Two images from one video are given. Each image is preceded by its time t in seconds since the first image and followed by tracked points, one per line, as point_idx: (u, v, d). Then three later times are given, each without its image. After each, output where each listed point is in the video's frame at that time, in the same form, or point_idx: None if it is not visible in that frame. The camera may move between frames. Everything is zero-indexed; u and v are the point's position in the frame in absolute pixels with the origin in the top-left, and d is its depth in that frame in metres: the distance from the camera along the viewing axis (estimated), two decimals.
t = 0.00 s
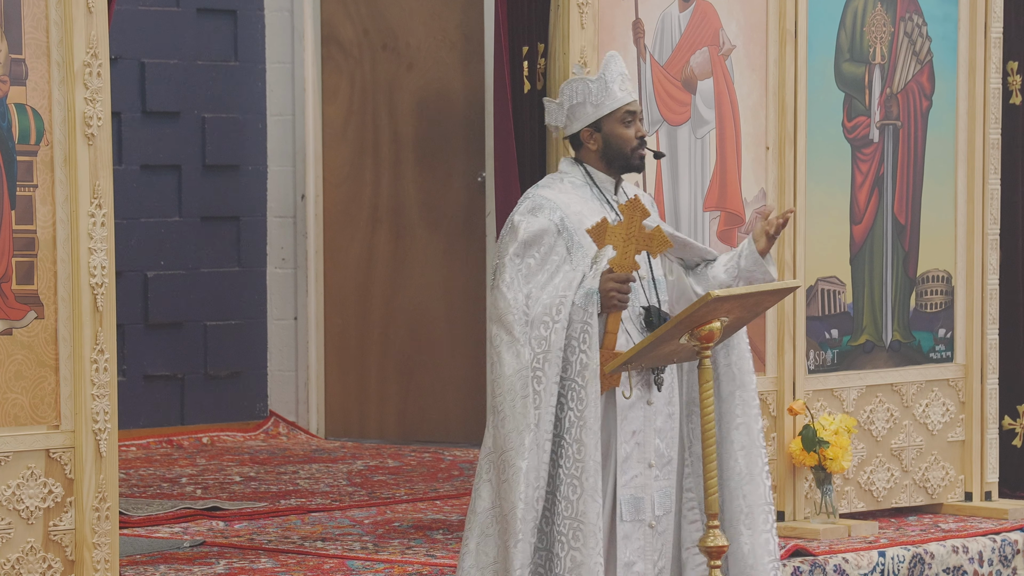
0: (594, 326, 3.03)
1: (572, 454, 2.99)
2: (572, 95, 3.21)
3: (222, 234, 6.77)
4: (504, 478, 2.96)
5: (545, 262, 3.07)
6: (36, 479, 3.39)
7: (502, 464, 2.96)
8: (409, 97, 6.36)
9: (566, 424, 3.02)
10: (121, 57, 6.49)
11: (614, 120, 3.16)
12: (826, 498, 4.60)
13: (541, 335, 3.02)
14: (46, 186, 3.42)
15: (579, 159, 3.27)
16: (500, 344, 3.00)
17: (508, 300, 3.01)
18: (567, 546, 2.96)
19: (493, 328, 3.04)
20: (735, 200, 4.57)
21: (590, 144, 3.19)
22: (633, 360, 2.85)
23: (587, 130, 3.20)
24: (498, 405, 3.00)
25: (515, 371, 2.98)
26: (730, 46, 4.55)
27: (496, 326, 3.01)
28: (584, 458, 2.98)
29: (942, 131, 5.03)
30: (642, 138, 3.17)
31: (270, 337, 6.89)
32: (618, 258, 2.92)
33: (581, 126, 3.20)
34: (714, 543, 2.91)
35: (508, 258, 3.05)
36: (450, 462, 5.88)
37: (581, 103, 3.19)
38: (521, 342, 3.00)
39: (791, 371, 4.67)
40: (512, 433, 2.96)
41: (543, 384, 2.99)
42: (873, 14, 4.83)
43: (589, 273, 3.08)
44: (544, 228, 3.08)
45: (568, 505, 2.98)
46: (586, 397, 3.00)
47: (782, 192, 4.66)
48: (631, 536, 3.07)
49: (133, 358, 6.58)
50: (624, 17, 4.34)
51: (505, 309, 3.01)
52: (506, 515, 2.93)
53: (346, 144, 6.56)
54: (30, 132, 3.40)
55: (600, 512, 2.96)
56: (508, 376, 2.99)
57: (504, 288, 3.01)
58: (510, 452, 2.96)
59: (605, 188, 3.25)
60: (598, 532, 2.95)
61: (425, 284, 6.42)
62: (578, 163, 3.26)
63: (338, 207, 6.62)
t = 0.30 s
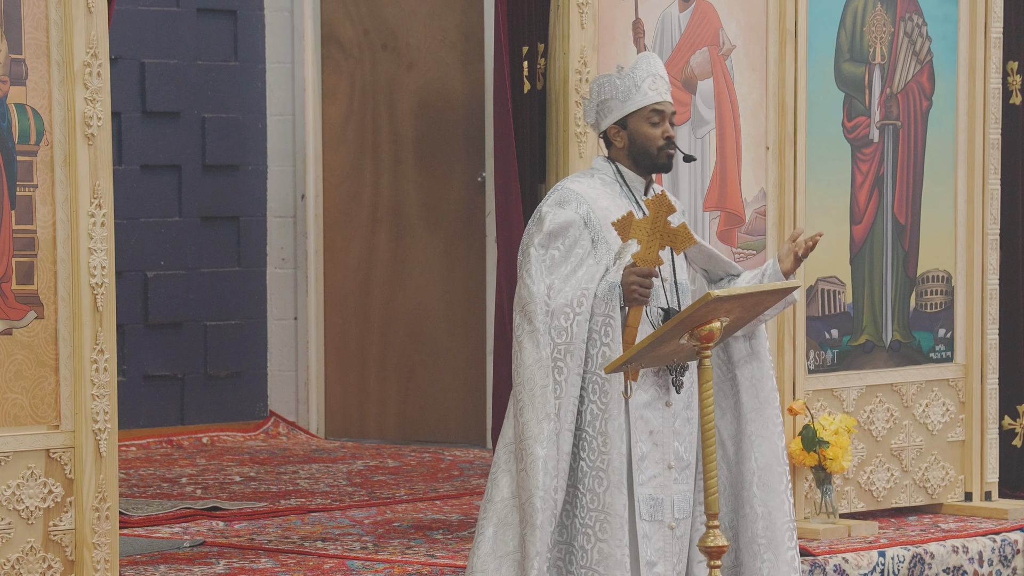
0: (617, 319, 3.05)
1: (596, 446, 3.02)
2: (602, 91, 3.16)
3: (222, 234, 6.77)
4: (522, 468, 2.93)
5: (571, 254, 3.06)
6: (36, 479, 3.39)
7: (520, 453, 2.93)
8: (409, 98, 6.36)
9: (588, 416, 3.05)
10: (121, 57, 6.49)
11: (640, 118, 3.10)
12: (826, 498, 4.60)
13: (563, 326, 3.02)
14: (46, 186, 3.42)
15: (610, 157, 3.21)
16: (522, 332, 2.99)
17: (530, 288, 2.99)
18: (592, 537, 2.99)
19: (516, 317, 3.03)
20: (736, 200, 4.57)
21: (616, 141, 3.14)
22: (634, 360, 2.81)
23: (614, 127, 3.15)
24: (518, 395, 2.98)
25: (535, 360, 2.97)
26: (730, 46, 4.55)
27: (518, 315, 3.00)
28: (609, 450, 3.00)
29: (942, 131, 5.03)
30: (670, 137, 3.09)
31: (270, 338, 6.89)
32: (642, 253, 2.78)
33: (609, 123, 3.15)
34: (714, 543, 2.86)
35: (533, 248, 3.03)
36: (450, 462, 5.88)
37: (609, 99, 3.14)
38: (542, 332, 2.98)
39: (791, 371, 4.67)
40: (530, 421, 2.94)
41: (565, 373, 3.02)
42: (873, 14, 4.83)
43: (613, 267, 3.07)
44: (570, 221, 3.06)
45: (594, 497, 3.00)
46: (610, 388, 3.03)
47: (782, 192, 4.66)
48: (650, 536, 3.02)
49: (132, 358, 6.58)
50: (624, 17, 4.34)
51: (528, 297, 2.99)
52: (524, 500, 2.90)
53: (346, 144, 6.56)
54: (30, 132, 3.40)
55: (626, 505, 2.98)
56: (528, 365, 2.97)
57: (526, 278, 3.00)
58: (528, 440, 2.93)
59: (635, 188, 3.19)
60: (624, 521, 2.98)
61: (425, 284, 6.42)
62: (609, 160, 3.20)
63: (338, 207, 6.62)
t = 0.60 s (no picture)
0: (618, 319, 2.97)
1: (606, 444, 2.96)
2: (624, 89, 3.12)
3: (222, 234, 6.77)
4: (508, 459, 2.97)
5: (575, 249, 3.05)
6: (36, 478, 3.39)
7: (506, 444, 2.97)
8: (409, 98, 6.36)
9: (594, 415, 2.99)
10: (121, 57, 6.49)
11: (658, 115, 3.04)
12: (826, 498, 4.61)
13: (562, 322, 3.02)
14: (46, 186, 3.42)
15: (633, 155, 3.17)
16: (522, 325, 3.02)
17: (532, 279, 3.03)
18: (609, 537, 2.93)
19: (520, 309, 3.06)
20: (736, 200, 4.56)
21: (634, 139, 3.09)
22: (636, 360, 2.82)
23: (634, 125, 3.10)
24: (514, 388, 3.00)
25: (530, 354, 2.99)
26: (730, 46, 4.55)
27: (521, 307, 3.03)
28: (618, 448, 2.93)
29: (942, 131, 5.02)
30: (688, 134, 3.02)
31: (270, 337, 6.89)
32: (644, 255, 2.71)
33: (630, 120, 3.10)
34: (714, 543, 2.87)
35: (540, 241, 3.04)
36: (450, 462, 5.88)
37: (628, 97, 3.10)
38: (541, 325, 3.00)
39: (791, 371, 4.67)
40: (520, 414, 2.96)
41: (560, 370, 3.01)
42: (873, 14, 4.83)
43: (616, 267, 3.04)
44: (578, 216, 3.06)
45: (608, 496, 2.95)
46: (616, 388, 2.96)
47: (781, 192, 4.66)
48: (646, 537, 3.00)
49: (132, 358, 6.58)
50: (624, 17, 4.33)
51: (530, 289, 3.03)
52: (507, 491, 2.93)
53: (346, 144, 6.56)
54: (30, 132, 3.39)
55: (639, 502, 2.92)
56: (524, 359, 2.99)
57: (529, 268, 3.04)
58: (514, 432, 2.96)
59: (653, 190, 3.14)
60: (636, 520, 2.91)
61: (425, 283, 6.42)
62: (630, 159, 3.16)
63: (338, 207, 6.62)
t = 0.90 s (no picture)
0: (607, 309, 2.95)
1: (594, 436, 2.95)
2: (613, 89, 3.12)
3: (222, 234, 6.77)
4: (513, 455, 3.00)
5: (570, 245, 3.06)
6: (36, 478, 3.39)
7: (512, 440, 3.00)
8: (409, 99, 6.36)
9: (584, 407, 2.99)
10: (121, 57, 6.49)
11: (647, 109, 3.04)
12: (826, 498, 4.61)
13: (556, 317, 3.01)
14: (46, 186, 3.42)
15: (629, 154, 3.14)
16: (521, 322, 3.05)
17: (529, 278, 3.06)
18: (595, 528, 2.92)
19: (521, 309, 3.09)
20: (735, 200, 4.56)
21: (627, 135, 3.08)
22: (635, 361, 2.82)
23: (627, 123, 3.09)
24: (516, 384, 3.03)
25: (529, 351, 3.02)
26: (730, 46, 4.55)
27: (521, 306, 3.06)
28: (605, 441, 2.93)
29: (942, 131, 5.02)
30: (677, 123, 3.01)
31: (270, 337, 6.90)
32: (633, 236, 2.78)
33: (621, 119, 3.10)
34: (713, 543, 2.87)
35: (536, 240, 3.08)
36: (450, 462, 5.88)
37: (618, 96, 3.10)
38: (538, 322, 3.02)
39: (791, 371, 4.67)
40: (522, 411, 3.00)
41: (555, 364, 3.00)
42: (873, 14, 4.83)
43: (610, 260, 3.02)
44: (573, 213, 3.07)
45: (594, 488, 2.94)
46: (604, 379, 2.95)
47: (781, 193, 4.67)
48: (638, 531, 3.03)
49: (132, 358, 6.58)
50: (624, 18, 4.33)
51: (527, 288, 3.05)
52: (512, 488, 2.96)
53: (346, 144, 6.56)
54: (30, 132, 3.39)
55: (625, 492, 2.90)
56: (523, 355, 3.03)
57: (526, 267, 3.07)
58: (518, 428, 2.99)
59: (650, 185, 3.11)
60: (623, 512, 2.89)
61: (425, 283, 6.42)
62: (627, 157, 3.14)
63: (338, 207, 6.61)
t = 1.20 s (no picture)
0: (597, 313, 2.95)
1: (586, 442, 2.94)
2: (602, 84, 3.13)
3: (222, 234, 6.77)
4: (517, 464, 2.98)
5: (557, 251, 3.08)
6: (36, 478, 3.39)
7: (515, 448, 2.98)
8: (409, 98, 6.36)
9: (578, 413, 2.97)
10: (121, 57, 6.49)
11: (629, 110, 3.05)
12: (826, 498, 4.61)
13: (549, 324, 3.01)
14: (46, 186, 3.42)
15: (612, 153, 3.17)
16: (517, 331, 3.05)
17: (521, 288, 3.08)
18: (589, 534, 2.90)
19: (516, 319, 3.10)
20: (736, 200, 4.56)
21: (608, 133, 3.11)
22: (634, 360, 2.83)
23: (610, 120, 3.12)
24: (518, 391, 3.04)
25: (527, 358, 3.01)
26: (730, 46, 4.55)
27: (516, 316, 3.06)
28: (598, 445, 2.92)
29: (942, 131, 5.02)
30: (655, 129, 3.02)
31: (270, 337, 6.89)
32: (615, 243, 2.83)
33: (605, 117, 3.12)
34: (714, 542, 2.87)
35: (524, 249, 3.11)
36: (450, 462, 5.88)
37: (606, 93, 3.12)
38: (532, 331, 3.02)
39: (791, 371, 4.68)
40: (524, 419, 2.99)
41: (550, 370, 2.98)
42: (873, 14, 4.83)
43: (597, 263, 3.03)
44: (557, 218, 3.10)
45: (586, 494, 2.92)
46: (596, 385, 2.93)
47: (782, 193, 4.66)
48: (637, 529, 3.04)
49: (132, 358, 6.58)
50: (624, 18, 4.33)
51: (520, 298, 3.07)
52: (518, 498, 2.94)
53: (346, 145, 6.56)
54: (30, 132, 3.39)
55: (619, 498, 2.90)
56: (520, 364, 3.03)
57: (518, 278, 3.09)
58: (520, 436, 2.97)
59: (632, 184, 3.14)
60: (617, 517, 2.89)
61: (425, 283, 6.42)
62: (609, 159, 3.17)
63: (338, 207, 6.61)
